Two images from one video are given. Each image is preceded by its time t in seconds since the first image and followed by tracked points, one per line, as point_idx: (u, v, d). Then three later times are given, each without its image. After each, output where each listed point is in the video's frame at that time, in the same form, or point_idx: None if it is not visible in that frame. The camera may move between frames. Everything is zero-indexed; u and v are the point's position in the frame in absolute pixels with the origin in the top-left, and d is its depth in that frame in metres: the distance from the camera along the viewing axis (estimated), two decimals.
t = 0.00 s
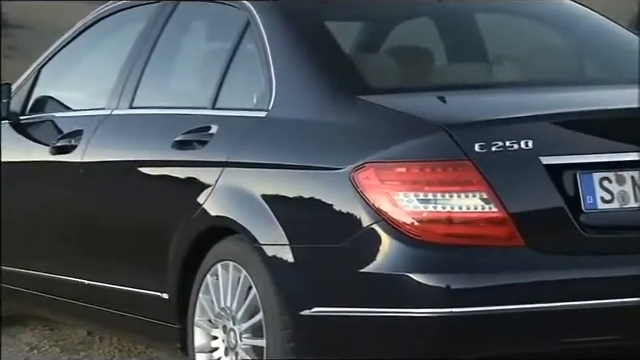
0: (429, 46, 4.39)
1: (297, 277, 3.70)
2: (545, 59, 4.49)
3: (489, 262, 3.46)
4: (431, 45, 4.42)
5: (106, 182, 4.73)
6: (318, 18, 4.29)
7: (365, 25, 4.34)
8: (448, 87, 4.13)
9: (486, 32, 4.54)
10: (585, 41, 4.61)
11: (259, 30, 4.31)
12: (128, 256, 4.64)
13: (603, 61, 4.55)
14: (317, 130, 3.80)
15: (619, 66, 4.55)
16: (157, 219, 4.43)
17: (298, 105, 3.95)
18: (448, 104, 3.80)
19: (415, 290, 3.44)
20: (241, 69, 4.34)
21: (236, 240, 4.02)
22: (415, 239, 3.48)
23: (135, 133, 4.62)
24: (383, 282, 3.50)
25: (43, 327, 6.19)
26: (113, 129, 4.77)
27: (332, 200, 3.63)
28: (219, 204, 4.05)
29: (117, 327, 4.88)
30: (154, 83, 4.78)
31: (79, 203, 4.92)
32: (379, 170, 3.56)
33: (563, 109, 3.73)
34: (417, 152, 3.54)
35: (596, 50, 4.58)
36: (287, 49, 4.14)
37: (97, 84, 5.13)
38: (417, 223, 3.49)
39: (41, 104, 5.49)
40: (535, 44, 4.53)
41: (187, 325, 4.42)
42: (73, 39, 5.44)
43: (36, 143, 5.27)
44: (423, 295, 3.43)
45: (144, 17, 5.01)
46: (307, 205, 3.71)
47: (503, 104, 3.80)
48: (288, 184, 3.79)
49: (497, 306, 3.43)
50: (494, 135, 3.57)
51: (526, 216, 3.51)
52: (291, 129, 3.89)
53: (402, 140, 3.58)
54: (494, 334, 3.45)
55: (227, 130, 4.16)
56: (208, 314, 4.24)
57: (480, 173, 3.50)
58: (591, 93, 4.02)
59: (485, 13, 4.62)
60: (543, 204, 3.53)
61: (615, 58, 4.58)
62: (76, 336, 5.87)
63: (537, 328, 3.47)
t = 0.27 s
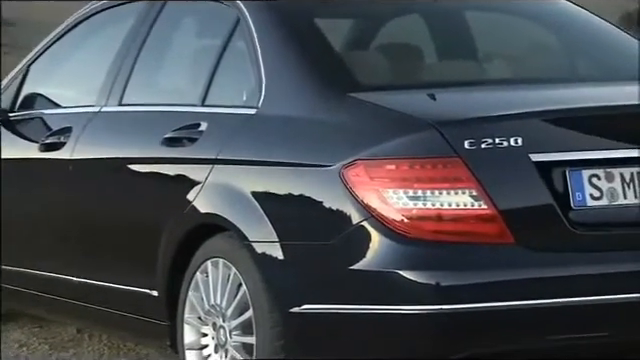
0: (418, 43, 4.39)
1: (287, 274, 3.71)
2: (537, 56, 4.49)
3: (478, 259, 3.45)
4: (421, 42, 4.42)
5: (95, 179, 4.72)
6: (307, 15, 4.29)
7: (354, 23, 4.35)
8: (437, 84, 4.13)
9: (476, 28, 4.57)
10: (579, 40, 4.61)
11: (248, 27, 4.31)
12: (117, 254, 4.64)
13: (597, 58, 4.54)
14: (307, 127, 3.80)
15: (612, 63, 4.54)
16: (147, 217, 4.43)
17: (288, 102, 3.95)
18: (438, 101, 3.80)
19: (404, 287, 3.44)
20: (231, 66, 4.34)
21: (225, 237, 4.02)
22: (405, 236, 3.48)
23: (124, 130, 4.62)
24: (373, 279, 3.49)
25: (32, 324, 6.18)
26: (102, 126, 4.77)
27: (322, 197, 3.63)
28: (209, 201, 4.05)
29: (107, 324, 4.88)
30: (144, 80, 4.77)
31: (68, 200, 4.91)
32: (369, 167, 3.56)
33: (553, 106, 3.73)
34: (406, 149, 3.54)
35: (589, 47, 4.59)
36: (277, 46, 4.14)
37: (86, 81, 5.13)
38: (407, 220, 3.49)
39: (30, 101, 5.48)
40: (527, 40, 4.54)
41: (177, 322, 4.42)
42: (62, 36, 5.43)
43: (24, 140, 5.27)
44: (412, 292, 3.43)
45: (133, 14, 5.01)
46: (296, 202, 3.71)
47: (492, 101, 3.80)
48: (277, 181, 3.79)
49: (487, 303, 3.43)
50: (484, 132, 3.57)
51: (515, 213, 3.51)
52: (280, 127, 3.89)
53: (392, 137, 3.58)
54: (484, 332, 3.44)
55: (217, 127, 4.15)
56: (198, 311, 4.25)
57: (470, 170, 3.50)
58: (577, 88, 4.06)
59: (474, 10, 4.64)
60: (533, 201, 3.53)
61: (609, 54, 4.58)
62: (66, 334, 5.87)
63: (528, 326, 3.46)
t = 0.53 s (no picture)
0: (410, 40, 4.39)
1: (279, 271, 3.71)
2: (530, 53, 4.49)
3: (469, 256, 3.45)
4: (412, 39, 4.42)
5: (87, 176, 4.72)
6: (298, 12, 4.28)
7: (346, 20, 4.35)
8: (429, 81, 4.13)
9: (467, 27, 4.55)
10: (574, 39, 4.60)
11: (240, 25, 4.31)
12: (108, 251, 4.63)
13: (590, 57, 4.52)
14: (298, 125, 3.80)
15: (606, 63, 4.51)
16: (139, 214, 4.43)
17: (279, 100, 3.95)
18: (430, 98, 3.79)
19: (396, 283, 3.44)
20: (223, 63, 4.34)
21: (217, 235, 4.02)
22: (397, 233, 3.48)
23: (115, 127, 4.62)
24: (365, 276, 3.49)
25: (24, 321, 6.17)
26: (93, 124, 4.76)
27: (314, 194, 3.64)
28: (201, 199, 4.05)
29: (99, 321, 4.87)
30: (135, 77, 4.77)
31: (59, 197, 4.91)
32: (361, 164, 3.56)
33: (546, 103, 3.73)
34: (398, 146, 3.54)
35: (583, 47, 4.57)
36: (268, 43, 4.14)
37: (78, 78, 5.13)
38: (398, 217, 3.49)
39: (21, 98, 5.47)
40: (520, 37, 4.53)
41: (168, 319, 4.42)
42: (54, 32, 5.44)
43: (15, 137, 5.26)
44: (404, 289, 3.42)
45: (124, 11, 5.01)
46: (288, 199, 3.71)
47: (484, 98, 3.80)
48: (269, 179, 3.79)
49: (478, 300, 3.41)
50: (475, 129, 3.57)
51: (507, 210, 3.51)
52: (272, 124, 3.89)
53: (383, 134, 3.58)
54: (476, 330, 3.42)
55: (209, 125, 4.15)
56: (190, 308, 4.25)
57: (461, 167, 3.50)
58: (572, 86, 4.03)
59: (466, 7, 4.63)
60: (524, 197, 3.53)
61: (603, 56, 4.56)
62: (57, 330, 5.86)
63: (520, 323, 3.45)
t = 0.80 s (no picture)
0: (400, 37, 4.39)
1: (269, 268, 3.71)
2: (523, 51, 4.46)
3: (459, 252, 3.45)
4: (402, 36, 4.43)
5: (76, 172, 4.71)
6: (288, 8, 4.27)
7: (336, 16, 4.36)
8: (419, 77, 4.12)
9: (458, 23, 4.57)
10: (563, 35, 4.60)
11: (230, 21, 4.31)
12: (98, 247, 4.63)
13: (583, 54, 4.49)
14: (288, 121, 3.80)
15: (597, 57, 4.49)
16: (129, 210, 4.42)
17: (269, 96, 3.95)
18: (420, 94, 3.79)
19: (386, 279, 3.44)
20: (213, 59, 4.34)
21: (207, 231, 4.02)
22: (386, 229, 3.48)
23: (105, 123, 4.61)
24: (355, 272, 3.50)
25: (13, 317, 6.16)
26: (83, 120, 4.76)
27: (303, 190, 3.64)
28: (190, 195, 4.04)
29: (89, 318, 4.87)
30: (125, 74, 4.77)
31: (49, 193, 4.91)
32: (351, 160, 3.56)
33: (539, 99, 3.70)
34: (388, 142, 3.54)
35: (574, 43, 4.56)
36: (258, 39, 4.14)
37: (68, 74, 5.12)
38: (388, 213, 3.49)
39: (9, 94, 5.45)
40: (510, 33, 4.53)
41: (158, 315, 4.42)
42: (44, 28, 5.43)
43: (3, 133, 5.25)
44: (394, 285, 3.43)
45: (114, 7, 5.01)
46: (278, 195, 3.71)
47: (473, 94, 3.80)
48: (259, 175, 3.79)
49: (468, 296, 3.42)
50: (465, 125, 3.56)
51: (497, 206, 3.51)
52: (262, 120, 3.89)
53: (373, 130, 3.58)
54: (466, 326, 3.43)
55: (198, 121, 4.15)
56: (180, 304, 4.24)
57: (451, 163, 3.50)
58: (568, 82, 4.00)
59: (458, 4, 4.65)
60: (514, 193, 3.52)
61: (595, 50, 4.53)
62: (46, 327, 5.86)
63: (510, 319, 3.44)
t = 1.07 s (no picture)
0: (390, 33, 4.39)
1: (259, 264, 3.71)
2: (513, 49, 4.46)
3: (449, 248, 3.45)
4: (391, 32, 4.42)
5: (66, 168, 4.71)
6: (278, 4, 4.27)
7: (326, 13, 4.36)
8: (408, 73, 4.12)
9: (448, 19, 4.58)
10: (553, 33, 4.60)
11: (220, 17, 4.31)
12: (89, 243, 4.63)
13: (572, 51, 4.49)
14: (278, 117, 3.80)
15: (585, 54, 4.49)
16: (119, 207, 4.42)
17: (259, 92, 3.95)
18: (410, 90, 3.78)
19: (376, 276, 3.44)
20: (202, 55, 4.34)
21: (197, 227, 4.01)
22: (376, 225, 3.48)
23: (95, 119, 4.61)
24: (344, 268, 3.50)
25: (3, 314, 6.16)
26: (73, 117, 4.75)
27: (294, 186, 3.63)
28: (180, 191, 4.04)
29: (79, 314, 4.87)
30: (114, 70, 4.77)
31: (38, 189, 4.91)
32: (341, 156, 3.56)
33: (529, 95, 3.70)
34: (378, 138, 3.54)
35: (563, 40, 4.56)
36: (248, 36, 4.14)
37: (57, 70, 5.12)
38: (378, 209, 3.49)
39: None
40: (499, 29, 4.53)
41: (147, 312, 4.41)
42: (34, 24, 5.44)
43: None
44: (384, 281, 3.43)
45: (104, 3, 5.01)
46: (268, 191, 3.71)
47: (463, 90, 3.81)
48: (250, 171, 3.79)
49: (457, 292, 3.42)
50: (455, 121, 3.56)
51: (486, 202, 3.50)
52: (251, 116, 3.89)
53: (363, 126, 3.57)
54: (456, 321, 3.43)
55: (188, 117, 4.15)
56: (170, 301, 4.24)
57: (441, 159, 3.50)
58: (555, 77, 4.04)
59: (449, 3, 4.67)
60: (504, 189, 3.52)
61: (584, 47, 4.54)
62: (36, 323, 5.85)
63: (500, 314, 3.44)
